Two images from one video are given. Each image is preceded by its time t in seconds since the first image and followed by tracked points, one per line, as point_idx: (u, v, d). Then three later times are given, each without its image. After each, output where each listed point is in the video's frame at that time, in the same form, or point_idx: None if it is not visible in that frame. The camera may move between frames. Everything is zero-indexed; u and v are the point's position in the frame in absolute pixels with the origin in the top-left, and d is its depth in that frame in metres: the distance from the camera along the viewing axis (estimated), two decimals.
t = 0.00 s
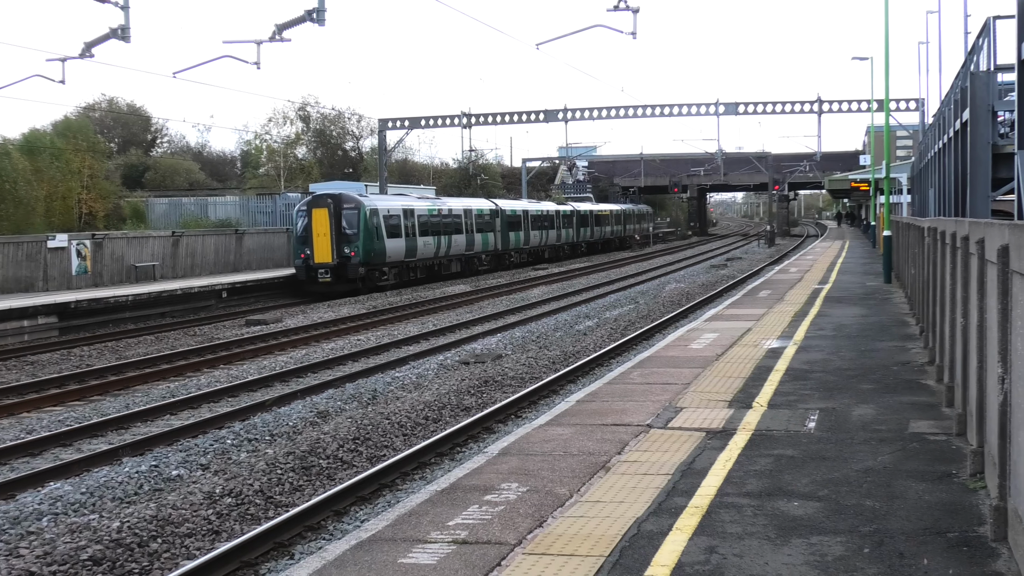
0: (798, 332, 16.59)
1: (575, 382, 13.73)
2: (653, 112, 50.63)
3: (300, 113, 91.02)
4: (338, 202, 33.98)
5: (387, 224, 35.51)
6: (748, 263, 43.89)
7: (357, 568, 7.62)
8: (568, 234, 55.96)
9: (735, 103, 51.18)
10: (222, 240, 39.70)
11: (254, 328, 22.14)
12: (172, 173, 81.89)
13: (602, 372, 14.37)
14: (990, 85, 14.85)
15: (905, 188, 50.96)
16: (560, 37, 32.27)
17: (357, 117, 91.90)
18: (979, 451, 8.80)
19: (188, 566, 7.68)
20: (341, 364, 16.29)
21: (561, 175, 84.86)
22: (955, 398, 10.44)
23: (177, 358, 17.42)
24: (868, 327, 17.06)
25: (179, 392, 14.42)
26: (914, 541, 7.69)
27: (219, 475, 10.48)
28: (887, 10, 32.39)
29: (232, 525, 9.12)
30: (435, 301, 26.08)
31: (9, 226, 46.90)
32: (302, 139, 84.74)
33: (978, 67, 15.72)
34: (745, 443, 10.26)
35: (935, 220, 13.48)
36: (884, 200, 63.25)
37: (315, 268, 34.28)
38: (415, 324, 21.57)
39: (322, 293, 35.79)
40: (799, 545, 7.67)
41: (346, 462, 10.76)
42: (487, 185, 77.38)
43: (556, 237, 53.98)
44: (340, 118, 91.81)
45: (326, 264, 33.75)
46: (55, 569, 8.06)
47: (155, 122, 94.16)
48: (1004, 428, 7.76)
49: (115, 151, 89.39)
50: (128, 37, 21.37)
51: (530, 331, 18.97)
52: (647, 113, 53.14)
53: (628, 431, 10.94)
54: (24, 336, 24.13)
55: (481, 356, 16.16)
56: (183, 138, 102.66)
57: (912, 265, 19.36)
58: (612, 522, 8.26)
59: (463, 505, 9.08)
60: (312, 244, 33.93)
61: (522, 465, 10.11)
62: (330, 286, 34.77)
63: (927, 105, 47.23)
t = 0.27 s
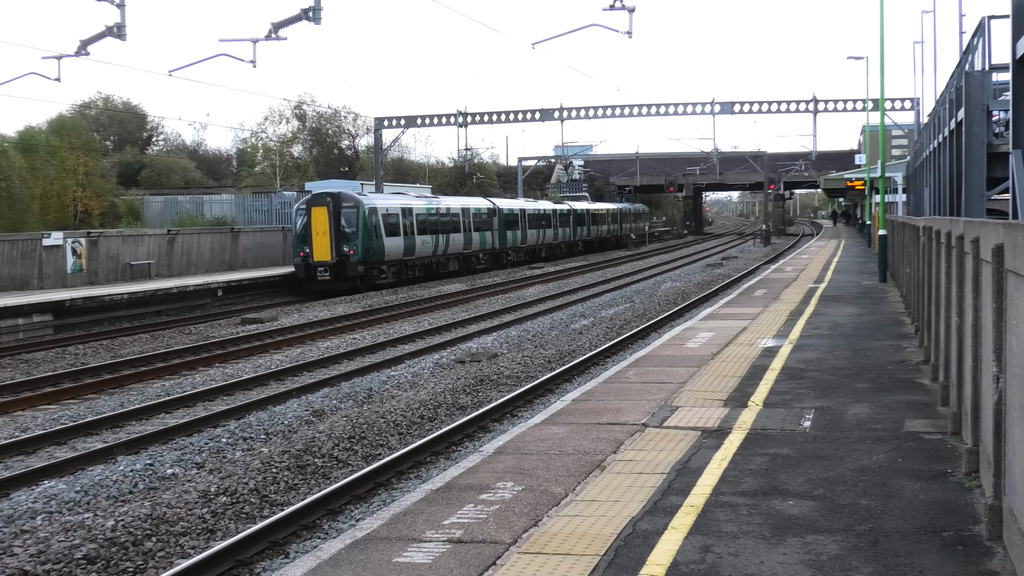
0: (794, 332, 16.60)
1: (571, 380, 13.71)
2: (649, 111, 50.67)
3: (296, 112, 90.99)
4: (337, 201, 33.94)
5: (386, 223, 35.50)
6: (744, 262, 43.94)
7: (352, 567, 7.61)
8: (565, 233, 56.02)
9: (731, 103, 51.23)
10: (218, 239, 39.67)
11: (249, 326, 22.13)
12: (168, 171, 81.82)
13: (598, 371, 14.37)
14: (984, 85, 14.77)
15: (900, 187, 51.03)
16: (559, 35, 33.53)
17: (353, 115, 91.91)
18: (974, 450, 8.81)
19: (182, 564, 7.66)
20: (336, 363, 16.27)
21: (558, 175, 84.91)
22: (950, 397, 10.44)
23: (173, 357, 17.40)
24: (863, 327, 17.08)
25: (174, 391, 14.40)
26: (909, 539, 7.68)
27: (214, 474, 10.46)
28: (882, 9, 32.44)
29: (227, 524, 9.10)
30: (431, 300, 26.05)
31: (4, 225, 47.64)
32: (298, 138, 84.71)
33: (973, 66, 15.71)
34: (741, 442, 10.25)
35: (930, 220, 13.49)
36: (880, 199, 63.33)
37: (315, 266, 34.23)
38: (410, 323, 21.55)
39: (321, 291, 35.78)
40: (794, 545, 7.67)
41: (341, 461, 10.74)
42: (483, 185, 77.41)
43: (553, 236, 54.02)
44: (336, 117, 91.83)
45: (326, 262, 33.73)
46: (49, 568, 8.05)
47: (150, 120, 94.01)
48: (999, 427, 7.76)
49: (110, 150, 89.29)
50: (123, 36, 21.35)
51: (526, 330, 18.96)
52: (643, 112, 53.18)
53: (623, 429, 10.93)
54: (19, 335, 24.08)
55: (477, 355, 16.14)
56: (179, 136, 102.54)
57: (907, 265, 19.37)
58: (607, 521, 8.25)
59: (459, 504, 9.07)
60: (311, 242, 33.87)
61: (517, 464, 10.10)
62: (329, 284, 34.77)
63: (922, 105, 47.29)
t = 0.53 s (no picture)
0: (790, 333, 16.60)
1: (566, 381, 13.69)
2: (645, 112, 50.71)
3: (292, 113, 90.94)
4: (336, 202, 33.93)
5: (385, 224, 35.50)
6: (739, 263, 43.96)
7: (348, 567, 7.61)
8: (562, 234, 56.06)
9: (727, 104, 51.32)
10: (214, 240, 39.67)
11: (245, 327, 22.12)
12: (164, 172, 81.87)
13: (593, 371, 14.37)
14: (980, 85, 14.94)
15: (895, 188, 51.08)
16: (555, 35, 33.06)
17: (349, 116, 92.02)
18: (970, 451, 8.81)
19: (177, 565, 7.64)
20: (332, 364, 16.26)
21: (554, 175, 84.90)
22: (945, 397, 10.43)
23: (169, 357, 17.38)
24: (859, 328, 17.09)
25: (170, 391, 14.39)
26: (905, 540, 7.68)
27: (209, 475, 10.46)
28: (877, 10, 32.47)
29: (222, 526, 9.09)
30: (427, 301, 26.05)
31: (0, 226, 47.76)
32: (294, 138, 84.66)
33: (968, 67, 15.73)
34: (736, 442, 10.24)
35: (925, 221, 13.51)
36: (876, 200, 63.44)
37: (315, 266, 34.24)
38: (406, 323, 21.54)
39: (320, 291, 35.75)
40: (789, 546, 7.66)
41: (337, 462, 10.73)
42: (480, 186, 77.39)
43: (550, 237, 54.06)
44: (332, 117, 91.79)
45: (325, 262, 33.74)
46: (44, 569, 8.04)
47: (146, 121, 94.06)
48: (994, 428, 7.76)
49: (105, 150, 89.19)
50: (119, 37, 21.35)
51: (522, 331, 18.96)
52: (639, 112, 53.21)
53: (619, 430, 10.92)
54: (15, 335, 24.07)
55: (473, 356, 16.13)
56: (174, 136, 102.43)
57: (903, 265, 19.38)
58: (603, 522, 8.24)
59: (454, 504, 9.06)
60: (311, 242, 33.87)
61: (513, 465, 10.10)
62: (329, 284, 34.77)
63: (918, 107, 47.34)
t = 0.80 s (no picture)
0: (787, 331, 16.59)
1: (562, 380, 13.69)
2: (642, 111, 50.72)
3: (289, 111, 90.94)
4: (336, 200, 33.94)
5: (384, 222, 35.50)
6: (736, 262, 44.00)
7: (345, 566, 7.62)
8: (560, 232, 56.09)
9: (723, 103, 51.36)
10: (211, 239, 39.67)
11: (241, 325, 22.11)
12: (160, 170, 81.83)
13: (590, 370, 14.38)
14: (977, 85, 14.87)
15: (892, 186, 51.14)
16: (548, 35, 33.44)
17: (346, 114, 92.02)
18: (966, 449, 8.82)
19: (173, 564, 7.65)
20: (329, 362, 16.27)
21: (551, 173, 84.83)
22: (942, 396, 10.44)
23: (165, 356, 17.38)
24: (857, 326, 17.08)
25: (166, 390, 14.38)
26: (902, 539, 7.69)
27: (206, 473, 10.46)
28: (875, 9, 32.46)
29: (219, 523, 9.10)
30: (424, 298, 26.05)
31: None
32: (291, 137, 84.65)
33: (965, 67, 15.73)
34: (732, 441, 10.24)
35: (921, 220, 13.51)
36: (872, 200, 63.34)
37: (315, 264, 34.17)
38: (402, 322, 21.53)
39: (322, 287, 35.86)
40: (786, 544, 7.67)
41: (333, 461, 10.73)
42: (477, 184, 77.39)
43: (548, 235, 54.06)
44: (329, 116, 91.82)
45: (325, 260, 33.67)
46: (41, 567, 8.04)
47: (142, 119, 94.10)
48: (990, 427, 7.77)
49: (100, 149, 89.08)
50: (115, 35, 21.32)
51: (519, 329, 18.97)
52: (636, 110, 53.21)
53: (615, 429, 10.90)
54: (11, 333, 24.05)
55: (470, 354, 16.13)
56: (171, 134, 102.36)
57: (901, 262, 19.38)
58: (599, 521, 8.24)
59: (451, 503, 9.07)
60: (311, 240, 33.83)
61: (509, 463, 10.11)
62: (329, 281, 34.70)
63: (914, 105, 47.35)
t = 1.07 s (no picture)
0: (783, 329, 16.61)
1: (559, 379, 13.67)
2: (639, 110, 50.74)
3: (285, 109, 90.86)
4: (337, 199, 33.95)
5: (384, 221, 35.49)
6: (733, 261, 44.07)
7: (341, 565, 7.61)
8: (556, 231, 56.08)
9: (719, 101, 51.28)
10: (206, 237, 39.59)
11: (237, 324, 22.08)
12: (156, 168, 81.64)
13: (586, 369, 14.36)
14: (973, 84, 14.88)
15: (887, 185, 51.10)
16: (545, 33, 33.51)
17: (342, 113, 91.90)
18: (961, 448, 8.85)
19: (167, 564, 7.62)
20: (325, 361, 16.25)
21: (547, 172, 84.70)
22: (937, 395, 10.44)
23: (160, 355, 17.35)
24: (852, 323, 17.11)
25: (161, 389, 14.36)
26: (896, 537, 7.71)
27: (201, 472, 10.45)
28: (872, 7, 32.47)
29: (214, 523, 9.08)
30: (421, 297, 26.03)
31: None
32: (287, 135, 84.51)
33: (960, 66, 15.71)
34: (728, 439, 10.24)
35: (916, 219, 13.53)
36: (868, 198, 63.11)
37: (315, 262, 34.11)
38: (398, 320, 21.50)
39: (321, 285, 35.81)
40: (781, 542, 7.69)
41: (329, 460, 10.71)
42: (473, 182, 77.36)
43: (545, 234, 54.02)
44: (324, 114, 91.85)
45: (326, 259, 33.58)
46: (37, 566, 8.02)
47: (138, 117, 93.97)
48: (985, 425, 7.79)
49: (95, 148, 88.78)
50: (110, 33, 21.27)
51: (515, 328, 18.96)
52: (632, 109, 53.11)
53: (611, 427, 10.89)
54: (4, 332, 23.99)
55: (466, 352, 16.10)
56: (166, 133, 102.17)
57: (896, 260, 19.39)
58: (595, 520, 8.24)
59: (447, 501, 9.07)
60: (311, 239, 33.75)
61: (505, 462, 10.11)
62: (329, 280, 34.61)
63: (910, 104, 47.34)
